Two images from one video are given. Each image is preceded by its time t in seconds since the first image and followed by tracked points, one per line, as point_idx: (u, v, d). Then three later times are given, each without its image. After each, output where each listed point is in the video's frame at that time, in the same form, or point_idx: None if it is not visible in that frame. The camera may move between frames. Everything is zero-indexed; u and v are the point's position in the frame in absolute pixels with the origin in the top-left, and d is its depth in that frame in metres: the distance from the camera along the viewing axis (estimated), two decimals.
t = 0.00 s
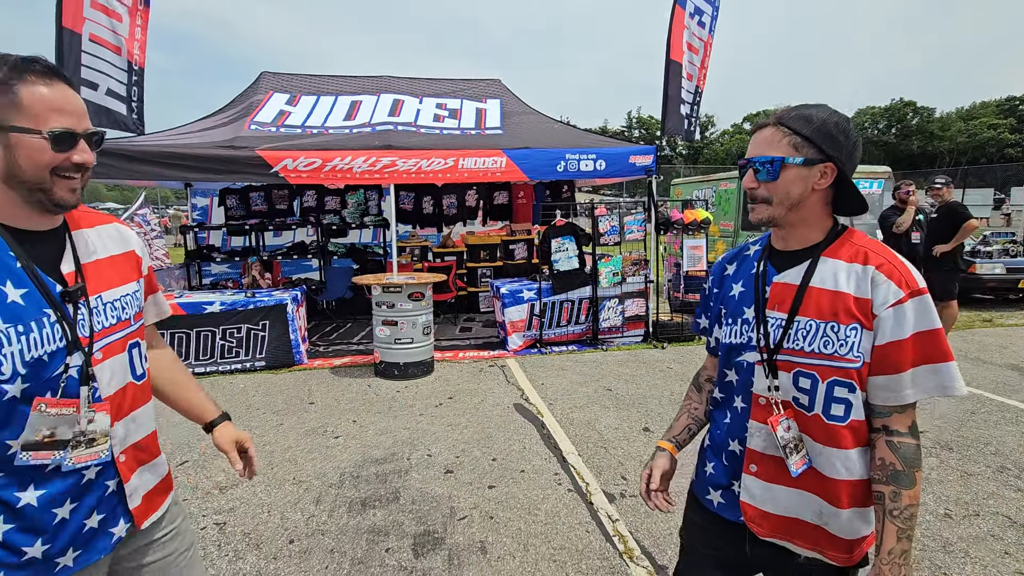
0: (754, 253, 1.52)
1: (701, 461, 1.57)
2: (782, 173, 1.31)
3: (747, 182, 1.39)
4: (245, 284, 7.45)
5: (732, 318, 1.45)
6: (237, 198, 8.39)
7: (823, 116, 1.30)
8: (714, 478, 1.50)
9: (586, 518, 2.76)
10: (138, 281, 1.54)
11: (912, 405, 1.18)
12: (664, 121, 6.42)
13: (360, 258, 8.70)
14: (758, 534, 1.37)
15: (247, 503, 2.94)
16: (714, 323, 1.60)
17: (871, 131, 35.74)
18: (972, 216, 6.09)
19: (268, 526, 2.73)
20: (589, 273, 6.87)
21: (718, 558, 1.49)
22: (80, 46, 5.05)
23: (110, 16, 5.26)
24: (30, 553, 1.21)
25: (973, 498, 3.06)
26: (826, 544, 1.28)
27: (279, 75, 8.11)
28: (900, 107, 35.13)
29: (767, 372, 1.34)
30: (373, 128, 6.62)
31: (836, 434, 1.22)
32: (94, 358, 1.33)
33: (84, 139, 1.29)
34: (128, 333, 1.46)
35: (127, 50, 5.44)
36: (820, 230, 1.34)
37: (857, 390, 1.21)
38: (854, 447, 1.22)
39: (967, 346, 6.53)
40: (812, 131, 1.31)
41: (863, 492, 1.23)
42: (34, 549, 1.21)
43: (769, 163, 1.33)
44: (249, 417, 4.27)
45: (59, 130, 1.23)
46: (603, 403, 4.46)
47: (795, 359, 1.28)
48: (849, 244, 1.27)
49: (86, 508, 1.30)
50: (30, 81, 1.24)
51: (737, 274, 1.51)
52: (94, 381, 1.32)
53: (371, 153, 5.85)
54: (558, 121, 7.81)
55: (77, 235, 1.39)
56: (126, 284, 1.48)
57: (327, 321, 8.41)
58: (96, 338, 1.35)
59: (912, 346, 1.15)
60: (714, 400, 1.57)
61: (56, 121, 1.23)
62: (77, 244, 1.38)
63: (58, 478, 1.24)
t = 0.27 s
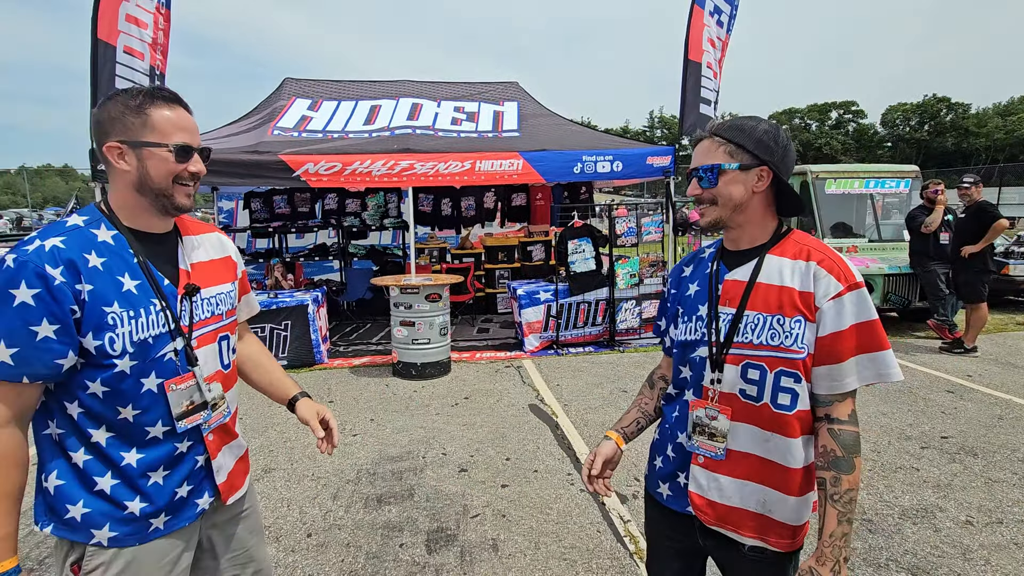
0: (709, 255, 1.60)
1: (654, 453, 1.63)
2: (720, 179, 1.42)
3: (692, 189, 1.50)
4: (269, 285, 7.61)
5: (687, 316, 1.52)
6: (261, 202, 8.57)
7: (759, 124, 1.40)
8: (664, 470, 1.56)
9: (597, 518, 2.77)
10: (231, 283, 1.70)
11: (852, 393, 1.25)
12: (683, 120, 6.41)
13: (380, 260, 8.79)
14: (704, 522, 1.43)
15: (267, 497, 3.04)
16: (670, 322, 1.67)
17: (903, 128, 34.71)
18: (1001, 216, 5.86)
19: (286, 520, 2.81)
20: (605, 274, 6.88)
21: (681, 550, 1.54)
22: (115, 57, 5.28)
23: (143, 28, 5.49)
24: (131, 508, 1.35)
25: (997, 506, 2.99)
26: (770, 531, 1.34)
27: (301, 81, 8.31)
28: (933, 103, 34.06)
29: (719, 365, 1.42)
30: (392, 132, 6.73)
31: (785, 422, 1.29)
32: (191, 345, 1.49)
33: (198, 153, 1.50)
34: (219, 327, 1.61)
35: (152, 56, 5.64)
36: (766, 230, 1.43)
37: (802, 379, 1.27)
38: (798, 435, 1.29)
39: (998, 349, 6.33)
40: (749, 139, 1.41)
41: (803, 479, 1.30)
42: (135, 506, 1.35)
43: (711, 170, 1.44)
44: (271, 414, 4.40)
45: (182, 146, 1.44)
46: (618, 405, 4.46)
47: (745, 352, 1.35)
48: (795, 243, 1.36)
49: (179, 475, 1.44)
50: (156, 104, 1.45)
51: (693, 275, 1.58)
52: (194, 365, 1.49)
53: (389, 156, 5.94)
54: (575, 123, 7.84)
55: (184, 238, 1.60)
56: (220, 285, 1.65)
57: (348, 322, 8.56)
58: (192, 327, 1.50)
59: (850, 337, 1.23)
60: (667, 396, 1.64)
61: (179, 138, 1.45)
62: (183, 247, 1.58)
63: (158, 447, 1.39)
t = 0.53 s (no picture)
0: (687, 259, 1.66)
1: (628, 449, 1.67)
2: (688, 183, 1.47)
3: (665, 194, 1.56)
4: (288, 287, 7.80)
5: (662, 315, 1.58)
6: (279, 205, 8.75)
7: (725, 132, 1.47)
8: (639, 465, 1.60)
9: (610, 520, 2.77)
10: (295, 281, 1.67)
11: (811, 390, 1.28)
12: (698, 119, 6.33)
13: (395, 262, 8.89)
14: (668, 516, 1.46)
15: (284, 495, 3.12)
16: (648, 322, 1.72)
17: (928, 125, 33.92)
18: None
19: (302, 517, 2.87)
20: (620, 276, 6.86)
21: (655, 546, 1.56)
22: (139, 65, 5.42)
23: (167, 38, 5.64)
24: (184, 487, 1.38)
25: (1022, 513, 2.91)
26: (729, 525, 1.37)
27: (318, 86, 8.45)
28: (959, 100, 33.22)
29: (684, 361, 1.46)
30: (407, 135, 6.81)
31: (748, 417, 1.33)
32: (248, 336, 1.47)
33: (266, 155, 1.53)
34: (278, 322, 1.57)
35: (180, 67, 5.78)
36: (735, 233, 1.48)
37: (762, 376, 1.31)
38: (758, 431, 1.33)
39: None
40: (713, 145, 1.46)
41: (763, 475, 1.34)
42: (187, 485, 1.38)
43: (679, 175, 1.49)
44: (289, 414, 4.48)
45: (252, 147, 1.48)
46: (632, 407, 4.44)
47: (708, 349, 1.39)
48: (761, 245, 1.39)
49: (231, 462, 1.46)
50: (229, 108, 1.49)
51: (671, 278, 1.65)
52: (251, 356, 1.47)
53: (404, 160, 6.01)
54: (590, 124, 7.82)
55: (253, 234, 1.60)
56: (284, 281, 1.62)
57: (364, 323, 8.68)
58: (250, 321, 1.48)
59: (807, 335, 1.26)
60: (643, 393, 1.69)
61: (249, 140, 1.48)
62: (251, 242, 1.58)
63: (212, 432, 1.41)
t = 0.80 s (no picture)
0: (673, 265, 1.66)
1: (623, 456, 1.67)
2: (673, 190, 1.47)
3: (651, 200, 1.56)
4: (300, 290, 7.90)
5: (651, 320, 1.58)
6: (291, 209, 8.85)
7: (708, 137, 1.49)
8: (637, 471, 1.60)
9: (619, 523, 2.76)
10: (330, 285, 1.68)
11: (790, 389, 1.30)
12: (708, 122, 6.30)
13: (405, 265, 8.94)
14: (658, 520, 1.47)
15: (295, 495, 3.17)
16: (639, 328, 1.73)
17: (945, 125, 33.41)
18: None
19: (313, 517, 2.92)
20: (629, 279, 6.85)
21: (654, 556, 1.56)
22: (155, 72, 5.51)
23: (182, 44, 5.75)
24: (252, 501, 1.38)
25: None
26: (711, 527, 1.37)
27: (330, 91, 8.55)
28: (977, 99, 32.69)
29: (671, 365, 1.47)
30: (417, 139, 6.86)
31: (733, 419, 1.35)
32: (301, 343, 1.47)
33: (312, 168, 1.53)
34: (321, 326, 1.58)
35: (194, 74, 5.94)
36: (717, 238, 1.49)
37: (746, 377, 1.33)
38: (741, 432, 1.35)
39: None
40: (697, 151, 1.47)
41: (744, 475, 1.35)
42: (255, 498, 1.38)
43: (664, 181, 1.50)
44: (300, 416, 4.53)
45: (302, 161, 1.48)
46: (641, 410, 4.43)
47: (694, 352, 1.40)
48: (742, 249, 1.41)
49: (291, 471, 1.46)
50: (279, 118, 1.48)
51: (659, 284, 1.65)
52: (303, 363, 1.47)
53: (415, 163, 6.06)
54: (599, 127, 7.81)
55: (287, 241, 1.61)
56: (321, 284, 1.63)
57: (375, 326, 8.76)
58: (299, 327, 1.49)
59: (786, 336, 1.28)
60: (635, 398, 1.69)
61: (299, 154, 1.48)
62: (287, 249, 1.58)
63: (272, 443, 1.41)
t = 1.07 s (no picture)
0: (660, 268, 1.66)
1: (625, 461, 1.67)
2: (673, 194, 1.47)
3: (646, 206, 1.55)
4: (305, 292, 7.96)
5: (644, 325, 1.58)
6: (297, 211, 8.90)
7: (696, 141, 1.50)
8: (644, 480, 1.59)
9: (623, 526, 2.76)
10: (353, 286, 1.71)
11: (789, 387, 1.31)
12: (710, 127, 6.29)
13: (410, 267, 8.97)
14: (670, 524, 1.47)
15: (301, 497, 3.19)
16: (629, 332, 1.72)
17: (951, 127, 33.21)
18: None
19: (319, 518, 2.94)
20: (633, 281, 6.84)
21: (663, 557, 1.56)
22: (163, 77, 5.59)
23: (186, 48, 5.75)
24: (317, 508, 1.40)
25: None
26: (721, 527, 1.37)
27: (336, 94, 8.59)
28: (985, 100, 32.47)
29: (671, 369, 1.47)
30: (422, 142, 6.89)
31: (735, 419, 1.36)
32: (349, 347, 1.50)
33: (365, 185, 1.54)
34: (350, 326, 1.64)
35: (197, 75, 5.90)
36: (709, 239, 1.50)
37: (746, 377, 1.35)
38: (744, 431, 1.36)
39: None
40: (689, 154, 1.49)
41: (750, 472, 1.36)
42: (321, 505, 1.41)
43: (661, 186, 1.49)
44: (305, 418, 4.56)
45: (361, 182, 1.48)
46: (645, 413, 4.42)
47: (692, 354, 1.41)
48: (733, 249, 1.43)
49: (347, 473, 1.50)
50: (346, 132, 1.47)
51: (648, 288, 1.65)
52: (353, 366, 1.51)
53: (419, 166, 6.09)
54: (604, 129, 7.82)
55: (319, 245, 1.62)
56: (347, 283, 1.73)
57: (379, 328, 8.79)
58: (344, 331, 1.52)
59: (784, 334, 1.30)
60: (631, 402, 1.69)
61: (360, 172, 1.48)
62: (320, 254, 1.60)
63: (331, 451, 1.43)
